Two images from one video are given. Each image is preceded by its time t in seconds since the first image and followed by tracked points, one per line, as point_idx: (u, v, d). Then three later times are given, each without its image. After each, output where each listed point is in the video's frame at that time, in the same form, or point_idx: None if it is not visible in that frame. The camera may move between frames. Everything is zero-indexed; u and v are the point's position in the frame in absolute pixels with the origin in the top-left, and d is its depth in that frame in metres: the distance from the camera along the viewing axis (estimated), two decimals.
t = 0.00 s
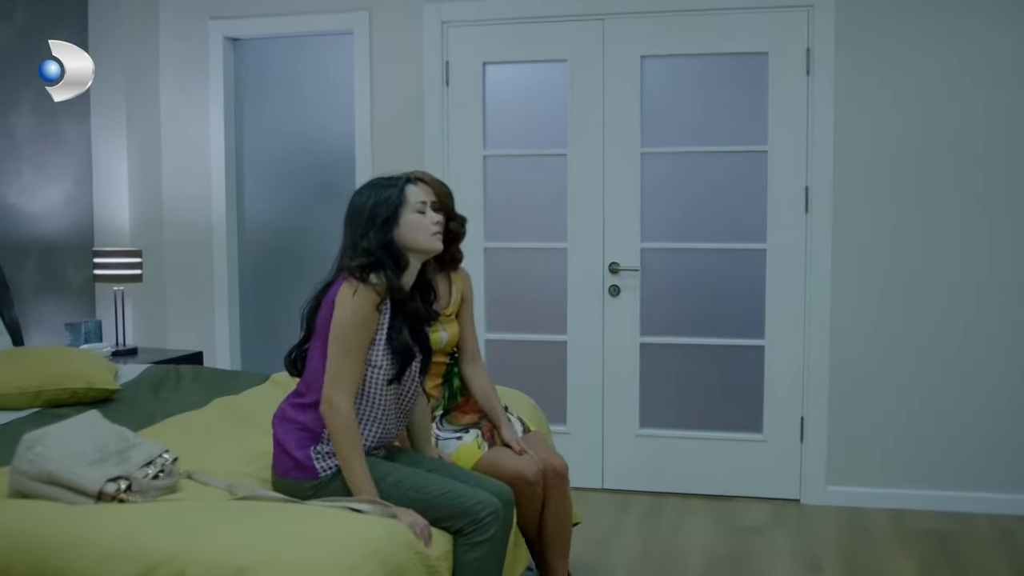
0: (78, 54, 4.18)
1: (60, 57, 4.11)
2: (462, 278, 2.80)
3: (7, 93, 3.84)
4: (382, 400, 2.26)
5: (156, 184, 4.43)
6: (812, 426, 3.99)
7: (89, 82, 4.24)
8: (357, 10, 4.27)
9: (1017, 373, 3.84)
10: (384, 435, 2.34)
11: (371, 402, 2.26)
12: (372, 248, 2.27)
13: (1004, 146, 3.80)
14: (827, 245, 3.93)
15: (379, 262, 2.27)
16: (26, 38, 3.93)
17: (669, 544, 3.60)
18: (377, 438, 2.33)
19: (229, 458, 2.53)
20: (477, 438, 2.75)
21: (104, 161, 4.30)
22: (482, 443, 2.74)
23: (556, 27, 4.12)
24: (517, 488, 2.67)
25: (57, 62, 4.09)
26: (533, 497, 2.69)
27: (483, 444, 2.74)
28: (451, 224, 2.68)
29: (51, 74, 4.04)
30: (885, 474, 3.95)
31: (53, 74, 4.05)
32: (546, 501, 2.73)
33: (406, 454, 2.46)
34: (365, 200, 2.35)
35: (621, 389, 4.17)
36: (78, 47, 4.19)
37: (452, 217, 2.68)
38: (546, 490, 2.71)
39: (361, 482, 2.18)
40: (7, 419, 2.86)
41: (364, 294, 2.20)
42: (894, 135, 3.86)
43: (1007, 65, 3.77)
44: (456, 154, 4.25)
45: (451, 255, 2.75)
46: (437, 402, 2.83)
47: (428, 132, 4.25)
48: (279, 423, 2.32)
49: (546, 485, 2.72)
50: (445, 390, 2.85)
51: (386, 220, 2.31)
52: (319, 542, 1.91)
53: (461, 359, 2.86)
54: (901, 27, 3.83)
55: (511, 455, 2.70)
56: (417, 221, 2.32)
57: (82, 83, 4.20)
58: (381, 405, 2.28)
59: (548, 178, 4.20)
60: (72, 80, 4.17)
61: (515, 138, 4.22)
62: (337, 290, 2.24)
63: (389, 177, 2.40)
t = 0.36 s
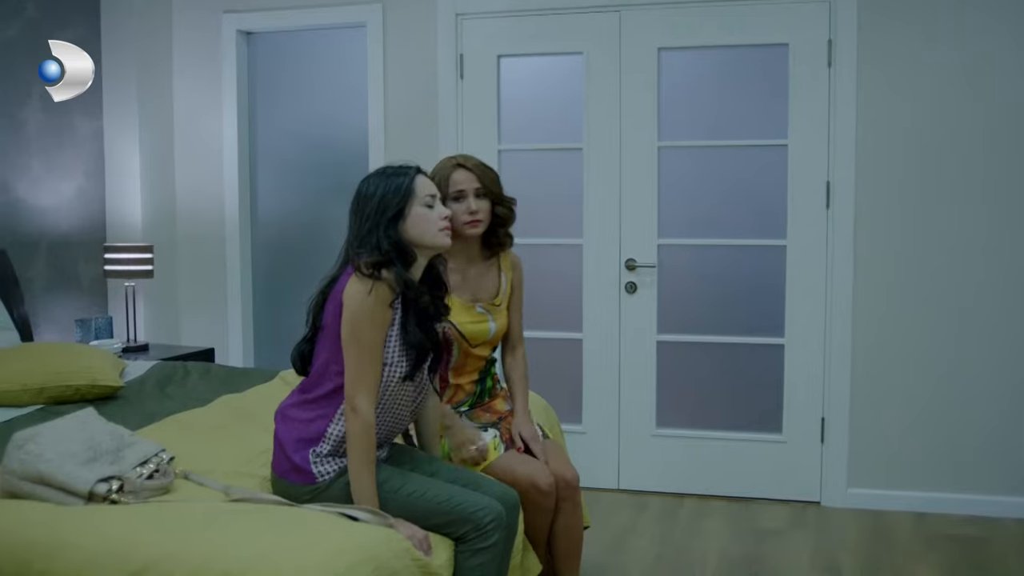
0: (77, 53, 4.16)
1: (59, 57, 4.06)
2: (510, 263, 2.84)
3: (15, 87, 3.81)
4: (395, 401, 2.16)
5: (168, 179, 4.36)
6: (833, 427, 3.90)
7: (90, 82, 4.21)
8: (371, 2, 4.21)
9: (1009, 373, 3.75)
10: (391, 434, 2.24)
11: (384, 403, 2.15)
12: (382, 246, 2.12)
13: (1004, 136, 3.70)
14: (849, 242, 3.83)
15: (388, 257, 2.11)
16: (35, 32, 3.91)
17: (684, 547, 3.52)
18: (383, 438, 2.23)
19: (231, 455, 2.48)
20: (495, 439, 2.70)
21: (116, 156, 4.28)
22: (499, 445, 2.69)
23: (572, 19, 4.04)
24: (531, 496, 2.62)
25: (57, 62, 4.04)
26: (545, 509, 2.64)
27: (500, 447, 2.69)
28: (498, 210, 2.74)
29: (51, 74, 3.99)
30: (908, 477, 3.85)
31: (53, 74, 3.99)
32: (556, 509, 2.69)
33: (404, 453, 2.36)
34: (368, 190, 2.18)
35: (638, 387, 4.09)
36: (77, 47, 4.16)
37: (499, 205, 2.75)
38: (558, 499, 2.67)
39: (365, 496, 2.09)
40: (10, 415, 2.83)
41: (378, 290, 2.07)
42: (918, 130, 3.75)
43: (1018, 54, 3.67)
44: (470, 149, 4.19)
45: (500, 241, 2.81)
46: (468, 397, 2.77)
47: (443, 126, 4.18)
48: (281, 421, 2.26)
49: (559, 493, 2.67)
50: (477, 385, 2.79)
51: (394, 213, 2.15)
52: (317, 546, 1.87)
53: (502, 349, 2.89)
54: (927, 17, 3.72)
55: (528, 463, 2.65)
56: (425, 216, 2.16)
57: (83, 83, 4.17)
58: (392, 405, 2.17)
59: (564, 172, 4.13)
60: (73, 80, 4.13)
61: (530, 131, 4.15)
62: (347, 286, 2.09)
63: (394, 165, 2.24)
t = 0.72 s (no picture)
0: (75, 52, 4.03)
1: (59, 57, 3.95)
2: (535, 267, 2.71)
3: (25, 82, 3.78)
4: (395, 405, 2.09)
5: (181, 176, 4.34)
6: (853, 429, 3.81)
7: (93, 81, 4.10)
8: None
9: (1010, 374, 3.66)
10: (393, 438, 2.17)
11: (382, 407, 2.08)
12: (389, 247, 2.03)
13: (1004, 136, 3.61)
14: (869, 239, 3.73)
15: (393, 262, 2.03)
16: (46, 27, 3.87)
17: (699, 550, 3.44)
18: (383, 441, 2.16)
19: (229, 454, 2.43)
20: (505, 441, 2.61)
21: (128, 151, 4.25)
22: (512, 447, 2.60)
23: (586, 12, 3.97)
24: (541, 497, 2.52)
25: (59, 62, 3.94)
26: (555, 510, 2.54)
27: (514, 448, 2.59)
28: (527, 219, 2.62)
29: (51, 74, 3.88)
30: (930, 480, 3.75)
31: (54, 74, 3.90)
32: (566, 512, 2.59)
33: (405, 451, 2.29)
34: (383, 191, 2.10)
35: (653, 388, 4.02)
36: (76, 46, 4.03)
37: (530, 214, 2.64)
38: (569, 501, 2.58)
39: (360, 501, 2.03)
40: (11, 413, 2.80)
41: (377, 292, 2.00)
42: (941, 125, 3.65)
43: (1021, 52, 3.58)
44: (483, 144, 4.13)
45: (527, 248, 2.67)
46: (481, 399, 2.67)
47: (455, 121, 4.12)
48: (277, 421, 2.20)
49: (570, 496, 2.58)
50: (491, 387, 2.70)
51: (405, 216, 2.06)
52: (311, 551, 1.83)
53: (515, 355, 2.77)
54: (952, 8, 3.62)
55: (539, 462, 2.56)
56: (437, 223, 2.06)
57: (82, 84, 4.06)
58: (391, 410, 2.10)
59: (579, 168, 4.05)
60: (76, 79, 4.03)
61: (545, 127, 4.08)
62: (348, 286, 2.03)
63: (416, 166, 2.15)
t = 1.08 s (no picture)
0: (75, 53, 3.95)
1: (59, 57, 3.88)
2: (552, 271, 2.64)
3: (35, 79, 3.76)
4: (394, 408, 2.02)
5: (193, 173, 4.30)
6: (873, 432, 3.71)
7: (91, 82, 4.02)
8: None
9: (1009, 373, 3.58)
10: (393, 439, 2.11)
11: (381, 408, 2.01)
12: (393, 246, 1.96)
13: (1008, 137, 3.53)
14: (890, 237, 3.64)
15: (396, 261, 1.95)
16: (55, 23, 3.85)
17: (712, 556, 3.36)
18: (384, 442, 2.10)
19: (227, 454, 2.38)
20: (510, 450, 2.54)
21: (139, 148, 4.22)
22: (517, 455, 2.53)
23: (600, 6, 3.90)
24: (546, 508, 2.45)
25: (58, 62, 3.87)
26: (561, 522, 2.48)
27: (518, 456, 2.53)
28: (552, 224, 2.55)
29: (49, 75, 3.81)
30: (952, 485, 3.65)
31: (53, 74, 3.84)
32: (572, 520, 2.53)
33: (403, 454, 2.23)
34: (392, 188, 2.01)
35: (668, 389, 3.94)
36: (74, 46, 3.94)
37: (553, 219, 2.56)
38: (573, 508, 2.52)
39: (355, 506, 1.97)
40: (12, 412, 2.76)
41: (379, 292, 1.92)
42: (964, 120, 3.55)
43: None
44: (496, 141, 4.06)
45: (550, 254, 2.60)
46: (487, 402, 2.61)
47: (467, 118, 4.07)
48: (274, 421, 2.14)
49: (574, 503, 2.52)
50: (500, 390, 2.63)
51: (412, 215, 1.98)
52: (301, 559, 1.77)
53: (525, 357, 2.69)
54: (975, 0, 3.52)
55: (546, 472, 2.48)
56: (445, 223, 1.98)
57: (82, 83, 3.97)
58: (391, 412, 2.03)
59: (594, 164, 3.98)
60: (73, 80, 3.94)
61: (559, 123, 4.01)
62: (349, 284, 1.95)
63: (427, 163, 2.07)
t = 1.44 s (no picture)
0: (75, 54, 3.86)
1: (60, 57, 3.80)
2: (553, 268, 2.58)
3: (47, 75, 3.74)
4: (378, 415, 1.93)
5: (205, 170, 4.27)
6: (894, 435, 3.62)
7: (91, 82, 3.92)
8: None
9: (1015, 374, 3.49)
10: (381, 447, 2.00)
11: (360, 415, 1.91)
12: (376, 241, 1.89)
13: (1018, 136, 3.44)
14: (912, 236, 3.54)
15: (381, 256, 1.89)
16: (65, 19, 3.81)
17: (726, 562, 3.28)
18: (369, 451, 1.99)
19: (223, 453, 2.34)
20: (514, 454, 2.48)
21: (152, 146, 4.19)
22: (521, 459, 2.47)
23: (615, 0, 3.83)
24: (550, 513, 2.39)
25: (58, 62, 3.79)
26: (566, 526, 2.41)
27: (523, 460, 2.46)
28: (551, 221, 2.49)
29: (51, 74, 3.75)
30: (975, 491, 3.55)
31: (53, 74, 3.76)
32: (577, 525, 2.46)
33: (402, 456, 2.17)
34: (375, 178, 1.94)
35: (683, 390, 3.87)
36: (74, 46, 3.87)
37: (552, 216, 2.50)
38: (578, 514, 2.46)
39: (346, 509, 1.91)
40: (13, 410, 2.73)
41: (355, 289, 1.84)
42: (988, 116, 3.45)
43: None
44: (510, 137, 4.00)
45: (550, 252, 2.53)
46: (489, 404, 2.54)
47: (481, 114, 4.01)
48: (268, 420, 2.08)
49: (580, 508, 2.46)
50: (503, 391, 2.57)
51: (396, 206, 1.91)
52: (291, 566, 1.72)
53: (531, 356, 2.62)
54: None
55: (550, 475, 2.42)
56: (430, 213, 1.92)
57: (82, 84, 3.88)
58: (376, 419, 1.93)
59: (611, 159, 3.91)
60: (73, 80, 3.85)
61: (574, 119, 3.94)
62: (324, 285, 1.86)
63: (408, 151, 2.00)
